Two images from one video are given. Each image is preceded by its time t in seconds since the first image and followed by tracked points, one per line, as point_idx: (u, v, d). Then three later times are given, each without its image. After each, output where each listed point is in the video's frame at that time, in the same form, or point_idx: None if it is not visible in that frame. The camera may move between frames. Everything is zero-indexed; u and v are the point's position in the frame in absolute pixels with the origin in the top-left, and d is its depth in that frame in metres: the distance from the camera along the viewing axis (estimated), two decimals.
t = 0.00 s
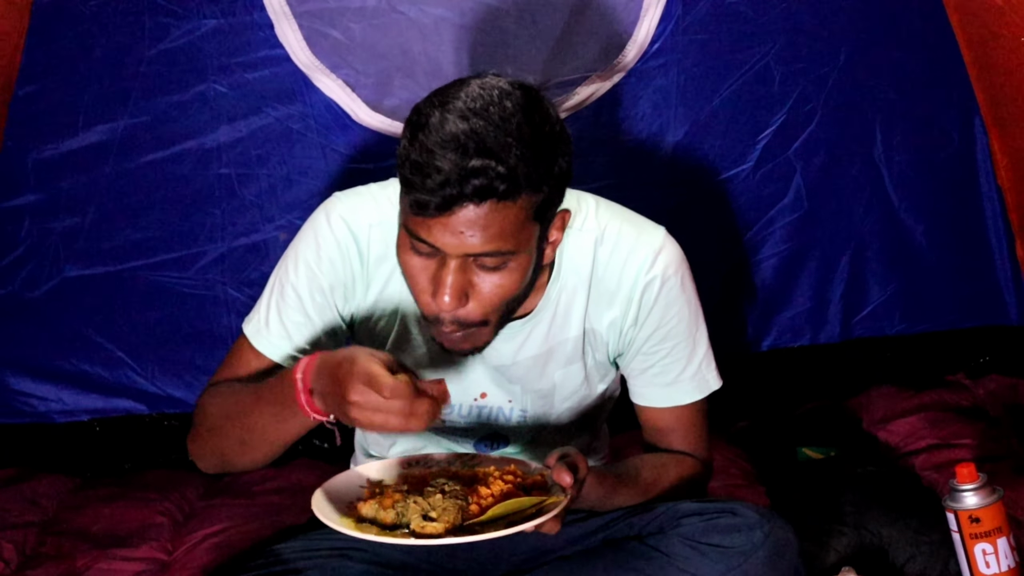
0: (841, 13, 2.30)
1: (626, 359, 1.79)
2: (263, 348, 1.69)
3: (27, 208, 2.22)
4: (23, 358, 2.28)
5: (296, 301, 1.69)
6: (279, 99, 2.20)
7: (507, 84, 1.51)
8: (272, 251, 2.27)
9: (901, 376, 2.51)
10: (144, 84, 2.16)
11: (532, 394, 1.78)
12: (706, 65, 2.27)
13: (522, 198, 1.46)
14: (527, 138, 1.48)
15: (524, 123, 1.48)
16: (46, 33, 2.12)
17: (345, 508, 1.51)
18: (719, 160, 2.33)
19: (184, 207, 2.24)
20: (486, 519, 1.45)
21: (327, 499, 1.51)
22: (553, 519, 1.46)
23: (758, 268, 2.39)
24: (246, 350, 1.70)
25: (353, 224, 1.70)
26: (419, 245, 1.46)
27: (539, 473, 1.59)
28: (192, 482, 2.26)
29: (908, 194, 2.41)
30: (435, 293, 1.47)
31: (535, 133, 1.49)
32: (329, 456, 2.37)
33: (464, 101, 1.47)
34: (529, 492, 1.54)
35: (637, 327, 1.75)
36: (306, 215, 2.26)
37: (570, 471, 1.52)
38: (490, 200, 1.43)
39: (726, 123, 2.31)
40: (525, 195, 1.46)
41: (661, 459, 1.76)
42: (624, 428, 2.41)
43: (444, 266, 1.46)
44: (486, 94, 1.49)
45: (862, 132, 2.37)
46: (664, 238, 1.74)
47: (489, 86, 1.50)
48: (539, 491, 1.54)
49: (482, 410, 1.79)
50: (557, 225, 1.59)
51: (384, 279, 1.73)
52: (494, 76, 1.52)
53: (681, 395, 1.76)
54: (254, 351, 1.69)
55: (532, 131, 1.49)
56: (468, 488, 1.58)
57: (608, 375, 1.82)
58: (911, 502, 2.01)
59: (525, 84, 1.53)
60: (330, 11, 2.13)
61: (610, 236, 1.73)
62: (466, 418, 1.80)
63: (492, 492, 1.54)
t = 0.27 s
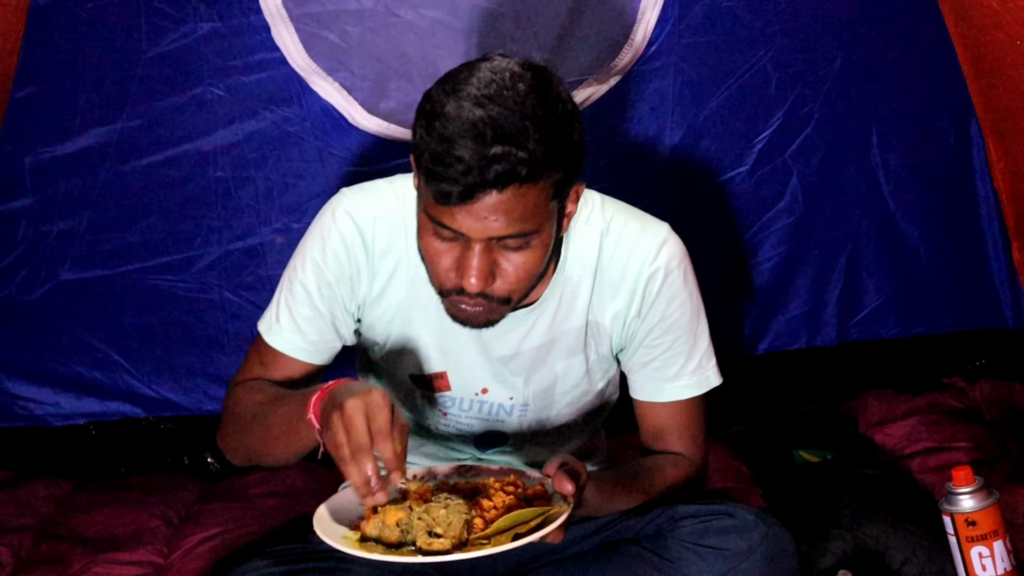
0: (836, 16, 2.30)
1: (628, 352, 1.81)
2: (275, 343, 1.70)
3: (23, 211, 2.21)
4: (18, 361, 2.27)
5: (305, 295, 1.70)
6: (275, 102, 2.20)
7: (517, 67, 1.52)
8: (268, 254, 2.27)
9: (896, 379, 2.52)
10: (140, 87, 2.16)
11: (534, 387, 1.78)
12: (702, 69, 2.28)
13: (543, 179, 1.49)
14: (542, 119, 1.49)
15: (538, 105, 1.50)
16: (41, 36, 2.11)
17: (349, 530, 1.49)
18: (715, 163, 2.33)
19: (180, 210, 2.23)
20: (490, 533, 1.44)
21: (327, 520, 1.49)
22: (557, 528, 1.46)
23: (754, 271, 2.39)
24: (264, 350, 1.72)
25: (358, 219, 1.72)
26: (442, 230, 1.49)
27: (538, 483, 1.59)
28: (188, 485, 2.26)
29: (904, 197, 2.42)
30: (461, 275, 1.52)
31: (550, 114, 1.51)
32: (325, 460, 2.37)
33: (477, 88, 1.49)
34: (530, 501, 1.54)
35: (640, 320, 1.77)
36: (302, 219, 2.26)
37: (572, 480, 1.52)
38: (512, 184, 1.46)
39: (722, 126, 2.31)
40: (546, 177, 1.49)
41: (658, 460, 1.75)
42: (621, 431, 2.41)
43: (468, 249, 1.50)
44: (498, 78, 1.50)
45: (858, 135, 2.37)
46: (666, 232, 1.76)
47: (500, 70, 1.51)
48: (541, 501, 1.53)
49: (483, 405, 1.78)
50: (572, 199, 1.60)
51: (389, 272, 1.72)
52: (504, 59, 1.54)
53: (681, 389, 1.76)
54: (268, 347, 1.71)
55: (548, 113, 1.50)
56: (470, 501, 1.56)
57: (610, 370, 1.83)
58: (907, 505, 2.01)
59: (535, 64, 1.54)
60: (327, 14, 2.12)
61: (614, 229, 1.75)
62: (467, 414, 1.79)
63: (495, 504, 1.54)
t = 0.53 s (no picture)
0: (833, 18, 2.31)
1: (630, 345, 1.81)
2: (289, 331, 1.69)
3: (20, 213, 2.21)
4: (15, 363, 2.27)
5: (317, 283, 1.69)
6: (273, 103, 2.20)
7: (535, 44, 1.53)
8: (265, 256, 2.27)
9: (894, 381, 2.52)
10: (138, 88, 2.16)
11: (537, 378, 1.78)
12: (699, 71, 2.28)
13: (561, 152, 1.48)
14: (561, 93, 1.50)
15: (556, 80, 1.50)
16: (38, 38, 2.11)
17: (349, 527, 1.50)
18: (713, 164, 2.33)
19: (178, 212, 2.23)
20: (488, 532, 1.44)
21: (326, 519, 1.49)
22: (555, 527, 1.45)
23: (752, 272, 2.39)
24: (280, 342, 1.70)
25: (369, 208, 1.72)
26: (460, 202, 1.48)
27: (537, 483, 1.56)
28: (185, 487, 2.26)
29: (901, 199, 2.42)
30: (478, 248, 1.50)
31: (568, 90, 1.51)
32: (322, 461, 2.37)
33: (496, 63, 1.49)
34: (529, 501, 1.52)
35: (644, 311, 1.78)
36: (300, 220, 2.27)
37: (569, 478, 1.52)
38: (532, 155, 1.45)
39: (720, 128, 2.31)
40: (564, 149, 1.48)
41: (655, 461, 1.75)
42: (619, 432, 2.41)
43: (486, 221, 1.48)
44: (516, 54, 1.51)
45: (855, 137, 2.37)
46: (671, 226, 1.78)
47: (518, 47, 1.52)
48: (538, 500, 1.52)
49: (487, 395, 1.79)
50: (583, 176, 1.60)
51: (399, 261, 1.72)
52: (520, 37, 1.54)
53: (681, 381, 1.77)
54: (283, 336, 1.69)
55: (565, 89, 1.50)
56: (468, 497, 1.55)
57: (612, 362, 1.83)
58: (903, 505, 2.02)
59: (550, 43, 1.55)
60: (325, 15, 2.13)
61: (620, 222, 1.77)
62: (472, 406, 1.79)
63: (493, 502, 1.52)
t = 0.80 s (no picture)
0: (831, 19, 2.31)
1: (633, 342, 1.83)
2: (300, 318, 1.69)
3: (19, 215, 2.21)
4: (13, 366, 2.27)
5: (330, 271, 1.70)
6: (271, 105, 2.20)
7: (555, 26, 1.56)
8: (264, 257, 2.28)
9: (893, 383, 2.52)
10: (136, 90, 2.16)
11: (542, 371, 1.78)
12: (698, 72, 2.28)
13: (580, 130, 1.52)
14: (581, 72, 1.53)
15: (577, 60, 1.54)
16: (36, 40, 2.11)
17: (346, 521, 1.48)
18: (712, 165, 2.33)
19: (176, 214, 2.23)
20: (483, 524, 1.44)
21: (322, 511, 1.48)
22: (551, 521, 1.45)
23: (751, 273, 2.39)
24: (290, 330, 1.70)
25: (381, 198, 1.73)
26: (480, 177, 1.52)
27: (534, 479, 1.55)
28: (184, 489, 2.26)
29: (899, 200, 2.42)
30: (497, 223, 1.54)
31: (588, 70, 1.55)
32: (320, 463, 2.37)
33: (518, 42, 1.52)
34: (525, 496, 1.51)
35: (648, 307, 1.80)
36: (298, 222, 2.27)
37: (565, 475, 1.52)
38: (553, 132, 1.49)
39: (718, 129, 2.31)
40: (583, 127, 1.53)
41: (654, 462, 1.76)
42: (618, 434, 2.41)
43: (506, 197, 1.53)
44: (538, 34, 1.54)
45: (854, 138, 2.37)
46: (676, 227, 1.82)
47: (539, 27, 1.55)
48: (534, 495, 1.51)
49: (492, 387, 1.78)
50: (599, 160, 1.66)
51: (409, 252, 1.74)
52: (540, 19, 1.58)
53: (682, 379, 1.78)
54: (294, 323, 1.69)
55: (585, 67, 1.54)
56: (464, 493, 1.55)
57: (614, 360, 1.84)
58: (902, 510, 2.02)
59: (570, 25, 1.59)
60: (323, 17, 2.12)
61: (628, 219, 1.81)
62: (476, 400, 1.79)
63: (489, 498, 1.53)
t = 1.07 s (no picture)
0: (829, 22, 2.31)
1: (633, 342, 1.83)
2: (305, 313, 1.69)
3: (17, 216, 2.21)
4: (11, 367, 2.26)
5: (335, 265, 1.70)
6: (269, 107, 2.21)
7: (568, 19, 1.63)
8: (261, 259, 2.28)
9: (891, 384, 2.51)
10: (134, 91, 2.16)
11: (543, 368, 1.78)
12: (696, 74, 2.28)
13: (588, 117, 1.58)
14: (590, 62, 1.60)
15: (587, 50, 1.60)
16: (34, 41, 2.11)
17: (344, 519, 1.47)
18: (710, 167, 2.33)
19: (174, 215, 2.23)
20: (483, 523, 1.45)
21: (323, 510, 1.48)
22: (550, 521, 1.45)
23: (749, 274, 2.39)
24: (295, 326, 1.70)
25: (387, 195, 1.74)
26: (489, 162, 1.56)
27: (533, 478, 1.55)
28: (181, 490, 2.26)
29: (897, 201, 2.42)
30: (504, 209, 1.57)
31: (597, 61, 1.61)
32: (318, 465, 2.37)
33: (530, 31, 1.59)
34: (524, 496, 1.52)
35: (650, 306, 1.81)
36: (296, 224, 2.27)
37: (565, 474, 1.52)
38: (561, 116, 1.55)
39: (716, 131, 2.31)
40: (591, 115, 1.58)
41: (653, 463, 1.76)
42: (616, 435, 2.41)
43: (514, 182, 1.57)
44: (550, 25, 1.61)
45: (851, 139, 2.37)
46: (679, 228, 1.84)
47: (551, 19, 1.62)
48: (534, 495, 1.51)
49: (495, 384, 1.78)
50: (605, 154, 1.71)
51: (414, 248, 1.74)
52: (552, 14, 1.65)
53: (683, 379, 1.78)
54: (299, 318, 1.70)
55: (595, 59, 1.61)
56: (464, 492, 1.55)
57: (615, 361, 1.83)
58: (902, 509, 2.01)
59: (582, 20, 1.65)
60: (321, 18, 2.13)
61: (631, 220, 1.83)
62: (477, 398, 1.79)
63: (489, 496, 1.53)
